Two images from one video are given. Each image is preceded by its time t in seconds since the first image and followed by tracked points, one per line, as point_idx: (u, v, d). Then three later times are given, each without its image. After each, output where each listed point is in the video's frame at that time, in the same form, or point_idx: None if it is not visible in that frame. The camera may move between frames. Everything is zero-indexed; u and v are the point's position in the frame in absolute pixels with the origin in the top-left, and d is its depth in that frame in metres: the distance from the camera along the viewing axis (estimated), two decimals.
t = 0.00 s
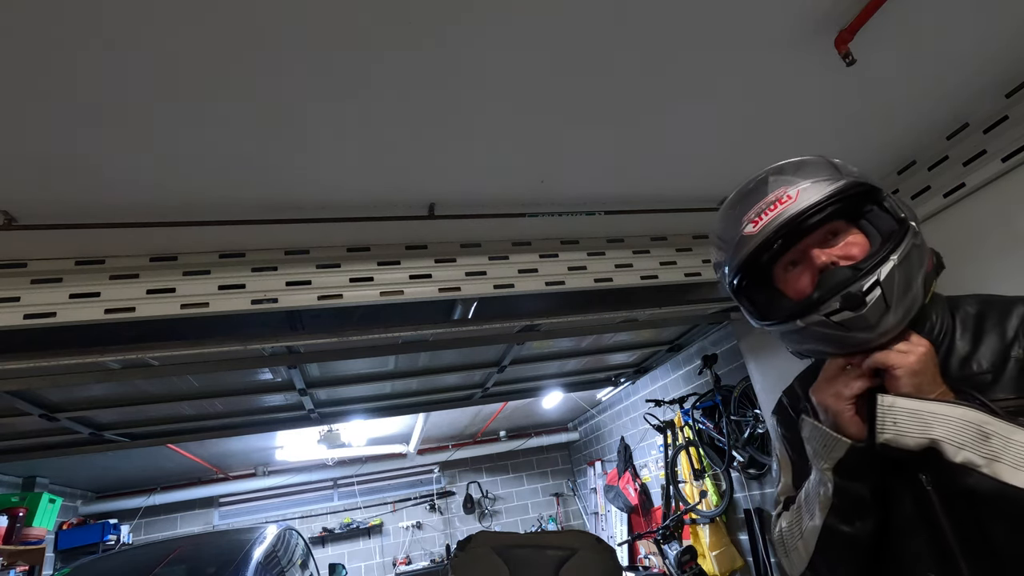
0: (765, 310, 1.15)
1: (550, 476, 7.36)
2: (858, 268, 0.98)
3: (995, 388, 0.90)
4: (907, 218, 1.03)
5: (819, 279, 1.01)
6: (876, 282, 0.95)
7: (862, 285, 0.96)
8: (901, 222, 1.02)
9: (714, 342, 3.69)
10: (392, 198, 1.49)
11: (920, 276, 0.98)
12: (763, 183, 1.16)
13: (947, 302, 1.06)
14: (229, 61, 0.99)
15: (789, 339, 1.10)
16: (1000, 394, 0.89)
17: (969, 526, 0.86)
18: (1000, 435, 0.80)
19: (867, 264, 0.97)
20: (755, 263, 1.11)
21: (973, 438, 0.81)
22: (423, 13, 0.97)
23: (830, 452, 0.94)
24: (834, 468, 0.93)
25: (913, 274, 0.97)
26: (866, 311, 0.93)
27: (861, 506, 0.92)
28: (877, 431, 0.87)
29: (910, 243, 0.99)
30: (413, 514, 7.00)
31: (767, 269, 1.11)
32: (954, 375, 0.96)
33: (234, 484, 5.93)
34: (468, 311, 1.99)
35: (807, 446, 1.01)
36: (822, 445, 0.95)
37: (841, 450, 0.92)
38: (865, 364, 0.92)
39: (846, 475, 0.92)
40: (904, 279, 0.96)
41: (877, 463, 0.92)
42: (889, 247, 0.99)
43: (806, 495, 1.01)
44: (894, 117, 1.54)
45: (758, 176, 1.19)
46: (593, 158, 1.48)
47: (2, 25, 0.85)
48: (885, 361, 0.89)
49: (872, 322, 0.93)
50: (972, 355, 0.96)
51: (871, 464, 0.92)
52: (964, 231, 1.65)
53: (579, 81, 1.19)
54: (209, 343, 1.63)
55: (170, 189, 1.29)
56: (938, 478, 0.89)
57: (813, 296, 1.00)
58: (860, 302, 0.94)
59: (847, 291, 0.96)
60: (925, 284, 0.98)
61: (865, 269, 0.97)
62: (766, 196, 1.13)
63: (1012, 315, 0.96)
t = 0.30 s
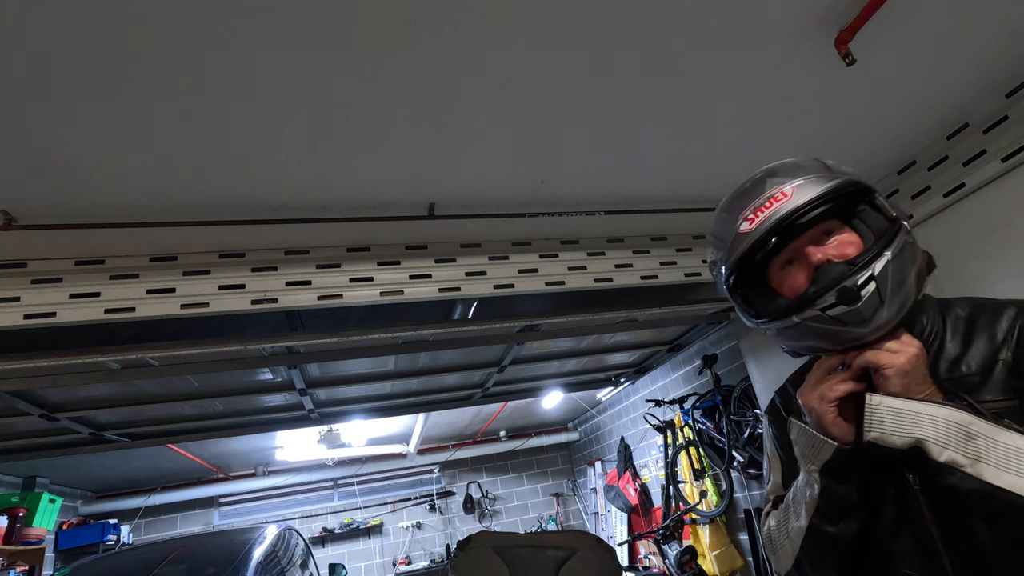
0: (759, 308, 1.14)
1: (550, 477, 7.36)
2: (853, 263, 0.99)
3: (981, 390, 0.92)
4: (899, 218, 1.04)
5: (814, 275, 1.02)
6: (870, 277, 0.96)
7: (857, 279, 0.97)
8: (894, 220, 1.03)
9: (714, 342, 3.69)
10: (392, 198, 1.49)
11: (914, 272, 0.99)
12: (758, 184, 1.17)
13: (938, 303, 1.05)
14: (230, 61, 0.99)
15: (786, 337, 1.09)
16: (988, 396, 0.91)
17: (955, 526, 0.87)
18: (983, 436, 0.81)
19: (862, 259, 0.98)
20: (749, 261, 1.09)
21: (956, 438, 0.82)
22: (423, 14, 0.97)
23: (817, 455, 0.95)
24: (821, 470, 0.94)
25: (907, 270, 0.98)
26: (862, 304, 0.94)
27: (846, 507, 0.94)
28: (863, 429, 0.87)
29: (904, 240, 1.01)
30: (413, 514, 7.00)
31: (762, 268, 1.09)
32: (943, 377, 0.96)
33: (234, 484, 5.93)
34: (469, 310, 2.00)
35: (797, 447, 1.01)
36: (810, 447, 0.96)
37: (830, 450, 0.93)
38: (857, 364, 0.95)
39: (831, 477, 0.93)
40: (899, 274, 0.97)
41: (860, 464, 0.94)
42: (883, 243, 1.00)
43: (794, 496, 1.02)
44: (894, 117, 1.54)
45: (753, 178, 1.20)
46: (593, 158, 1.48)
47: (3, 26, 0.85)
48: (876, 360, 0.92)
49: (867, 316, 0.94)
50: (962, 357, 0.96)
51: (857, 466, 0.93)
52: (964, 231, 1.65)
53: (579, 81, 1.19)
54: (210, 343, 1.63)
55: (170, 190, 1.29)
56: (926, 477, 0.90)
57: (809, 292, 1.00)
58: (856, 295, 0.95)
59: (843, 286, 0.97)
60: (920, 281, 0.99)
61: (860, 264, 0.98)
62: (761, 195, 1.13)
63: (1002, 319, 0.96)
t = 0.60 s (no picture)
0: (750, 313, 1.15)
1: (549, 477, 7.36)
2: (838, 268, 1.01)
3: (968, 392, 0.93)
4: (883, 222, 1.06)
5: (801, 280, 1.04)
6: (854, 281, 0.99)
7: (841, 284, 0.99)
8: (878, 226, 1.05)
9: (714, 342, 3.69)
10: (391, 198, 1.49)
11: (896, 276, 1.01)
12: (747, 190, 1.18)
13: (928, 307, 1.06)
14: (230, 61, 0.99)
15: (774, 340, 1.11)
16: (974, 398, 0.92)
17: (941, 527, 0.87)
18: (967, 440, 0.81)
19: (846, 264, 1.01)
20: (739, 266, 1.10)
21: (941, 441, 0.82)
22: (423, 14, 0.97)
23: (805, 455, 0.95)
24: (809, 469, 0.94)
25: (889, 275, 1.00)
26: (846, 308, 0.97)
27: (834, 506, 0.93)
28: (849, 432, 0.87)
29: (887, 245, 1.03)
30: (413, 514, 7.00)
31: (752, 272, 1.10)
32: (930, 379, 0.97)
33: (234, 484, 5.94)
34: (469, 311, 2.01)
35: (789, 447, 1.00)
36: (796, 447, 0.96)
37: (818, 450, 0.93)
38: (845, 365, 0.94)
39: (820, 476, 0.93)
40: (881, 279, 0.99)
41: (847, 463, 0.94)
42: (866, 248, 1.02)
43: (784, 495, 1.02)
44: (894, 117, 1.54)
45: (742, 183, 1.21)
46: (592, 158, 1.48)
47: (3, 26, 0.85)
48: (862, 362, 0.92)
49: (851, 319, 0.97)
50: (949, 360, 0.97)
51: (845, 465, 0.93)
52: (963, 231, 1.65)
53: (579, 81, 1.19)
54: (210, 343, 1.63)
55: (169, 190, 1.29)
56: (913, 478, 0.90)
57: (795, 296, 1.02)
58: (839, 299, 0.97)
59: (827, 290, 0.99)
60: (902, 285, 1.02)
61: (845, 269, 1.00)
62: (749, 201, 1.14)
63: (989, 322, 0.97)
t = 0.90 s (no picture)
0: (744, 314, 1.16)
1: (550, 477, 7.36)
2: (831, 269, 1.02)
3: (963, 393, 0.90)
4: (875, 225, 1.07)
5: (795, 281, 1.05)
6: (847, 282, 1.00)
7: (835, 284, 1.00)
8: (870, 229, 1.06)
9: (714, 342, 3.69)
10: (391, 198, 1.49)
11: (888, 277, 1.02)
12: (742, 193, 1.18)
13: (915, 310, 1.05)
14: (230, 61, 0.99)
15: (769, 341, 1.11)
16: (970, 398, 0.89)
17: (931, 526, 0.87)
18: (966, 443, 0.80)
19: (840, 265, 1.02)
20: (734, 268, 1.11)
21: (941, 446, 0.81)
22: (423, 13, 0.97)
23: (807, 452, 0.94)
24: (809, 467, 0.94)
25: (881, 275, 1.01)
26: (838, 307, 0.98)
27: (831, 503, 0.94)
28: (850, 443, 0.87)
29: (878, 247, 1.04)
30: (413, 514, 6.99)
31: (746, 275, 1.11)
32: (922, 381, 0.95)
33: (234, 484, 5.94)
34: (469, 311, 2.01)
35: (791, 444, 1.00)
36: (802, 443, 0.95)
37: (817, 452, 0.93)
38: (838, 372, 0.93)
39: (818, 474, 0.93)
40: (873, 279, 1.00)
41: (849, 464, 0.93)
42: (858, 249, 1.03)
43: (781, 493, 1.02)
44: (894, 116, 1.54)
45: (737, 187, 1.21)
46: (591, 158, 1.48)
47: (2, 26, 0.86)
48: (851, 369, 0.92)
49: (844, 318, 0.98)
50: (940, 361, 0.95)
51: (844, 464, 0.92)
52: (964, 231, 1.65)
53: (579, 81, 1.19)
54: (210, 343, 1.63)
55: (168, 189, 1.29)
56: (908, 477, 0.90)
57: (790, 296, 1.03)
58: (833, 299, 0.98)
59: (821, 290, 1.00)
60: (894, 286, 1.02)
61: (838, 270, 1.01)
62: (744, 204, 1.15)
63: (975, 321, 0.95)
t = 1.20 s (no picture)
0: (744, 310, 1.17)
1: (550, 477, 7.36)
2: (831, 265, 1.02)
3: (957, 386, 0.89)
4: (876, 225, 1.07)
5: (795, 277, 1.05)
6: (846, 277, 1.00)
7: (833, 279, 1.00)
8: (870, 229, 1.06)
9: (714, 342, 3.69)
10: (391, 198, 1.49)
11: (886, 275, 1.01)
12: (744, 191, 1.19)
13: (911, 310, 1.04)
14: (230, 61, 0.99)
15: (768, 335, 1.12)
16: (964, 391, 0.88)
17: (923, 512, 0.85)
18: (959, 431, 0.79)
19: (839, 261, 1.02)
20: (736, 264, 1.12)
21: (935, 433, 0.80)
22: (424, 14, 0.97)
23: (793, 448, 0.95)
24: (796, 463, 0.95)
25: (880, 272, 1.01)
26: (836, 301, 0.99)
27: (821, 498, 0.94)
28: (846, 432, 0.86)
29: (879, 246, 1.04)
30: (413, 514, 7.00)
31: (747, 271, 1.12)
32: (917, 379, 0.94)
33: (234, 484, 5.94)
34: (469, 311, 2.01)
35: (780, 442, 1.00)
36: (788, 440, 0.96)
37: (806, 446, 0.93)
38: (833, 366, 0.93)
39: (807, 469, 0.94)
40: (872, 276, 1.00)
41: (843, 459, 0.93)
42: (859, 247, 1.03)
43: (774, 492, 1.02)
44: (894, 117, 1.54)
45: (740, 186, 1.22)
46: (591, 158, 1.48)
47: (2, 27, 0.86)
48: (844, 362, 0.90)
49: (842, 312, 0.99)
50: (935, 358, 0.94)
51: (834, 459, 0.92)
52: (964, 231, 1.65)
53: (579, 81, 1.19)
54: (210, 343, 1.63)
55: (168, 189, 1.29)
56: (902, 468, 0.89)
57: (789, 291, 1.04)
58: (831, 293, 0.99)
59: (820, 285, 1.00)
60: (891, 284, 1.02)
61: (837, 266, 1.01)
62: (747, 201, 1.16)
63: (970, 317, 0.94)
